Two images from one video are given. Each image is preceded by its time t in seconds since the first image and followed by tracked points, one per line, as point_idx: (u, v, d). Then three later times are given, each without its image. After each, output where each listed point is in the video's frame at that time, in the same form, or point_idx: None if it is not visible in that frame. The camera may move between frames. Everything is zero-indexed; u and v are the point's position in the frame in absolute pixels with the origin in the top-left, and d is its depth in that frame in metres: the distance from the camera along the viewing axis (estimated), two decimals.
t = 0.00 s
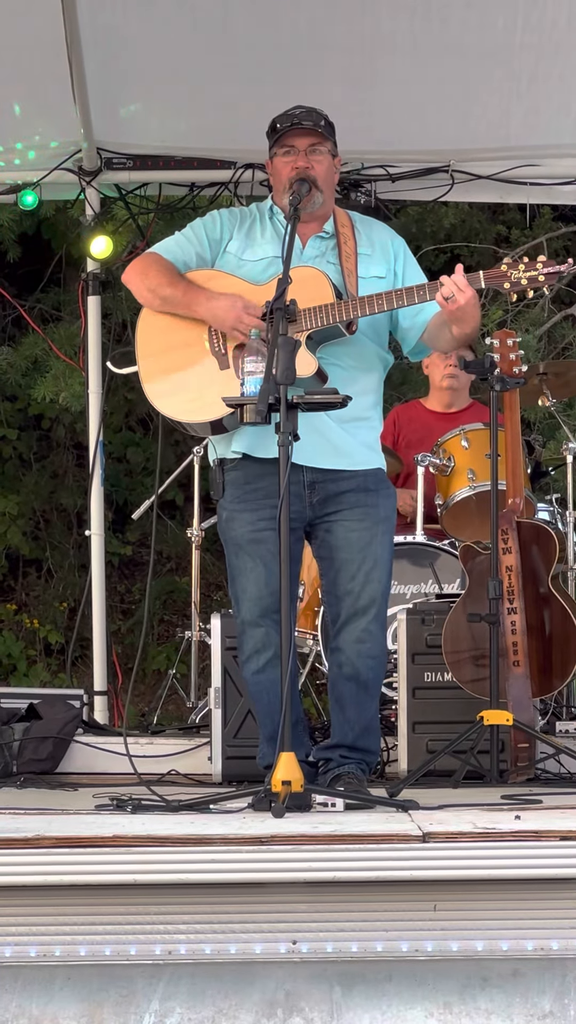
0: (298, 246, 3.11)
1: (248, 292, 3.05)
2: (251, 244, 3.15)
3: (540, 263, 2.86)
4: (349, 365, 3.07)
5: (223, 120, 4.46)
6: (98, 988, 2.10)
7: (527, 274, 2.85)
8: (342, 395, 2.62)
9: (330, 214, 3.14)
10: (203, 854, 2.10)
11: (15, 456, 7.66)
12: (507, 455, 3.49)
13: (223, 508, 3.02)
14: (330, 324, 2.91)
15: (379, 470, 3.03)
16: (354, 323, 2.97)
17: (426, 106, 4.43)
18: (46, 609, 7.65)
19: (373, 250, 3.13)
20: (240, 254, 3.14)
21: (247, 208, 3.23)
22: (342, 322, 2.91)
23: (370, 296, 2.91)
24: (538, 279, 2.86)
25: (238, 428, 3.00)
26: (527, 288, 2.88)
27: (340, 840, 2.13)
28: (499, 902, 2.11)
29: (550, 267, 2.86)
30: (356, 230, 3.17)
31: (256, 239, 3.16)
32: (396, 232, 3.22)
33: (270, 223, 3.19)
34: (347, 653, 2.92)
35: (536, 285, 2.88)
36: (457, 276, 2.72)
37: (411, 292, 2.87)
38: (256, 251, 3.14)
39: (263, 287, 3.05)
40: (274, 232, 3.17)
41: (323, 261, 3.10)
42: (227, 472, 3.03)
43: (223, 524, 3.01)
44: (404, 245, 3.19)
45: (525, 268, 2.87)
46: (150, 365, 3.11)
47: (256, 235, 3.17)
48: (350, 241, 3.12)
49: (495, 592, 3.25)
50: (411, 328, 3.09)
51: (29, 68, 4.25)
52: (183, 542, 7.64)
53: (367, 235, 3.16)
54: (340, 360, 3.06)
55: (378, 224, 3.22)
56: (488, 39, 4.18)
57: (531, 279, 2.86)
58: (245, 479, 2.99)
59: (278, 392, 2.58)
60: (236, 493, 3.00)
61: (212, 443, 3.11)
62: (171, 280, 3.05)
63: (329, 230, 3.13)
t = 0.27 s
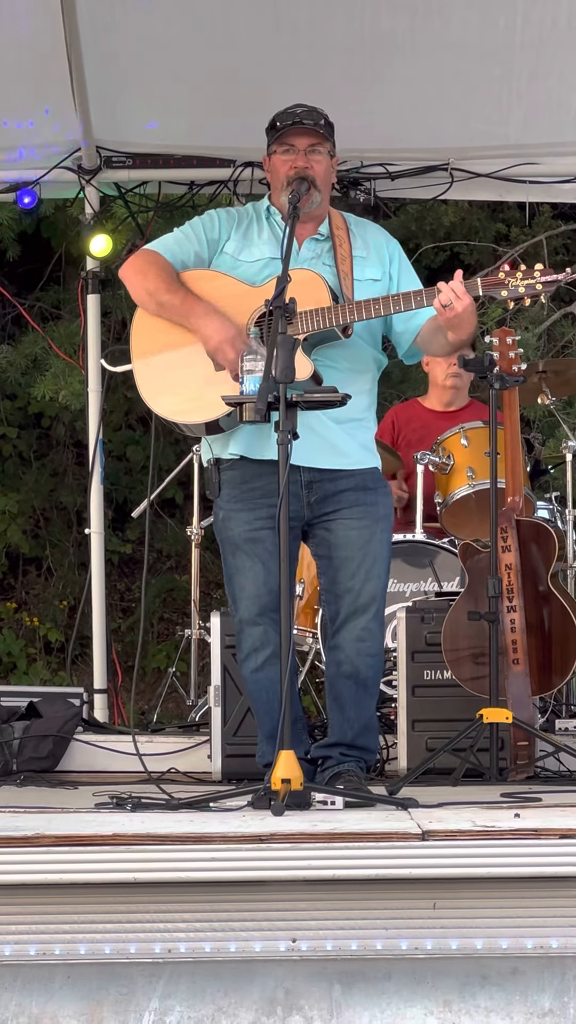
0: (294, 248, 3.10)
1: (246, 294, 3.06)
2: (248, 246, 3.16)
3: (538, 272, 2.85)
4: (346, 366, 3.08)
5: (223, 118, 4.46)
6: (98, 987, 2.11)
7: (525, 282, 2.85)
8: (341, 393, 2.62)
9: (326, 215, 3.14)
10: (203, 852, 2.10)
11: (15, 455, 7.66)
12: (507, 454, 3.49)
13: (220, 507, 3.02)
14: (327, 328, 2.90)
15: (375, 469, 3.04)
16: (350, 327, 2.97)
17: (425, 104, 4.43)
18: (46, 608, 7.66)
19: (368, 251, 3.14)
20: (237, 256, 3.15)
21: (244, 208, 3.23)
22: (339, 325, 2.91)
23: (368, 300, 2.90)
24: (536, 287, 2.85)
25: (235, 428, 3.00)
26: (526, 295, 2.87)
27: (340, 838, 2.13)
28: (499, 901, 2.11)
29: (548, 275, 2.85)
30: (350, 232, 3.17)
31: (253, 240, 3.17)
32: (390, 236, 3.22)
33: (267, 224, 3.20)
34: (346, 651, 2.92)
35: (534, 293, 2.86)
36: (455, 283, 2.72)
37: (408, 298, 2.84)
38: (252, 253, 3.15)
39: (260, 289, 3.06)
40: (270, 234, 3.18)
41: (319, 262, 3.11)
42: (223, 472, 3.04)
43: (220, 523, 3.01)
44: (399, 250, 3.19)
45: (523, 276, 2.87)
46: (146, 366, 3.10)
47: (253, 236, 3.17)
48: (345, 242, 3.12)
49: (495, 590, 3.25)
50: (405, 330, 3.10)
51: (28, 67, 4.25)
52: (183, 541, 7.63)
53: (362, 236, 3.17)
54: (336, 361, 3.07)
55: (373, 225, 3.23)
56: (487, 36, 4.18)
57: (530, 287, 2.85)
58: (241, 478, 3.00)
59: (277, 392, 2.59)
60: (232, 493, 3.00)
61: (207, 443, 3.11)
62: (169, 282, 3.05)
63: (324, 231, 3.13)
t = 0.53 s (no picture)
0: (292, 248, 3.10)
1: (243, 293, 3.06)
2: (245, 245, 3.16)
3: (536, 271, 2.84)
4: (342, 366, 3.08)
5: (223, 118, 4.46)
6: (99, 987, 2.11)
7: (522, 282, 2.85)
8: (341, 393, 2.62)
9: (323, 216, 3.14)
10: (203, 851, 2.10)
11: (15, 454, 7.66)
12: (507, 453, 3.48)
13: (217, 508, 3.02)
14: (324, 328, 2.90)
15: (372, 469, 3.04)
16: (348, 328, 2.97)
17: (425, 103, 4.43)
18: (47, 607, 7.66)
19: (365, 252, 3.14)
20: (234, 255, 3.14)
21: (240, 207, 3.23)
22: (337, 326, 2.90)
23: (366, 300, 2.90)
24: (534, 287, 2.85)
25: (231, 429, 2.99)
26: (523, 295, 2.87)
27: (340, 837, 2.13)
28: (499, 899, 2.11)
29: (545, 274, 2.84)
30: (347, 233, 3.17)
31: (250, 239, 3.17)
32: (387, 236, 3.22)
33: (264, 223, 3.20)
34: (344, 651, 2.92)
35: (532, 293, 2.86)
36: (453, 283, 2.72)
37: (406, 298, 2.83)
38: (250, 253, 3.14)
39: (258, 288, 3.06)
40: (268, 233, 3.18)
41: (316, 262, 3.11)
42: (219, 472, 3.05)
43: (216, 523, 3.01)
44: (395, 250, 3.18)
45: (520, 275, 2.87)
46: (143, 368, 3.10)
47: (250, 236, 3.17)
48: (342, 242, 3.12)
49: (495, 588, 3.25)
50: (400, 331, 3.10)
51: (28, 67, 4.25)
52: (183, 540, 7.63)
53: (358, 237, 3.17)
54: (333, 361, 3.06)
55: (369, 226, 3.23)
56: (487, 35, 4.17)
57: (527, 287, 2.85)
58: (238, 477, 3.00)
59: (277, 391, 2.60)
60: (230, 492, 3.00)
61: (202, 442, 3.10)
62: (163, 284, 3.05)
63: (322, 232, 3.13)
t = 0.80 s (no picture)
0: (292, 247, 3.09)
1: (244, 291, 3.05)
2: (246, 243, 3.15)
3: (537, 270, 2.84)
4: (342, 364, 3.07)
5: (222, 116, 4.46)
6: (99, 985, 2.11)
7: (524, 281, 2.84)
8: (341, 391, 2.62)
9: (324, 215, 3.14)
10: (204, 849, 2.09)
11: (15, 453, 7.65)
12: (508, 452, 3.47)
13: (217, 506, 3.02)
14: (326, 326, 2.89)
15: (372, 467, 3.04)
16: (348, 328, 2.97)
17: (425, 102, 4.42)
18: (47, 606, 7.67)
19: (365, 251, 3.14)
20: (235, 253, 3.14)
21: (240, 205, 3.23)
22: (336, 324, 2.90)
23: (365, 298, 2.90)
24: (535, 286, 2.85)
25: (231, 428, 2.99)
26: (524, 294, 2.87)
27: (340, 835, 2.13)
28: (500, 897, 2.10)
29: (546, 273, 2.84)
30: (348, 232, 3.16)
31: (251, 237, 3.16)
32: (386, 233, 3.23)
33: (264, 220, 3.19)
34: (345, 650, 2.92)
35: (533, 292, 2.86)
36: (454, 283, 2.71)
37: (406, 295, 2.83)
38: (250, 250, 3.14)
39: (259, 286, 3.06)
40: (268, 231, 3.17)
41: (316, 261, 3.10)
42: (219, 470, 3.04)
43: (216, 521, 3.01)
44: (395, 248, 3.18)
45: (521, 274, 2.87)
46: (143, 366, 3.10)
47: (250, 234, 3.17)
48: (342, 241, 3.11)
49: (495, 586, 3.25)
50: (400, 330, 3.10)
51: (28, 65, 4.24)
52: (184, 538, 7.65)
53: (359, 235, 3.16)
54: (333, 359, 3.06)
55: (369, 225, 3.22)
56: (487, 33, 4.17)
57: (528, 286, 2.85)
58: (238, 475, 2.99)
59: (277, 389, 2.60)
60: (230, 490, 3.00)
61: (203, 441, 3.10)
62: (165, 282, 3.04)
63: (322, 230, 3.12)
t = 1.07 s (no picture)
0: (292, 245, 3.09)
1: (244, 289, 3.05)
2: (246, 241, 3.15)
3: (537, 268, 2.85)
4: (342, 361, 3.06)
5: (222, 114, 4.46)
6: (99, 982, 2.11)
7: (524, 278, 2.85)
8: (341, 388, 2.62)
9: (324, 213, 3.13)
10: (204, 847, 2.09)
11: (15, 451, 7.65)
12: (507, 449, 3.48)
13: (217, 504, 3.01)
14: (327, 323, 2.91)
15: (374, 465, 3.04)
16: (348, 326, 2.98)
17: (424, 99, 4.42)
18: (46, 603, 7.67)
19: (365, 248, 3.13)
20: (235, 252, 3.14)
21: (241, 203, 3.22)
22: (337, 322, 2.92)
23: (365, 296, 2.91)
24: (535, 283, 2.86)
25: (232, 426, 2.99)
26: (524, 291, 2.87)
27: (340, 833, 2.13)
28: (500, 895, 2.10)
29: (546, 270, 2.85)
30: (348, 230, 3.15)
31: (251, 235, 3.16)
32: (386, 229, 3.22)
33: (265, 218, 3.19)
34: (345, 648, 2.92)
35: (532, 289, 2.87)
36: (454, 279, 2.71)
37: (407, 293, 2.86)
38: (251, 249, 3.14)
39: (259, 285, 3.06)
40: (268, 230, 3.16)
41: (316, 258, 3.10)
42: (221, 468, 3.03)
43: (217, 518, 3.01)
44: (396, 244, 3.18)
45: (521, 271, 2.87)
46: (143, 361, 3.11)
47: (251, 233, 3.17)
48: (343, 239, 3.11)
49: (495, 584, 3.25)
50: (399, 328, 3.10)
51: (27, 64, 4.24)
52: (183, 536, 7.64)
53: (359, 233, 3.16)
54: (334, 355, 3.06)
55: (369, 223, 3.22)
56: (487, 31, 4.16)
57: (528, 283, 2.85)
58: (239, 472, 2.99)
59: (276, 387, 2.60)
60: (230, 487, 2.99)
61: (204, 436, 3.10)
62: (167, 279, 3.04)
63: (322, 229, 3.12)
